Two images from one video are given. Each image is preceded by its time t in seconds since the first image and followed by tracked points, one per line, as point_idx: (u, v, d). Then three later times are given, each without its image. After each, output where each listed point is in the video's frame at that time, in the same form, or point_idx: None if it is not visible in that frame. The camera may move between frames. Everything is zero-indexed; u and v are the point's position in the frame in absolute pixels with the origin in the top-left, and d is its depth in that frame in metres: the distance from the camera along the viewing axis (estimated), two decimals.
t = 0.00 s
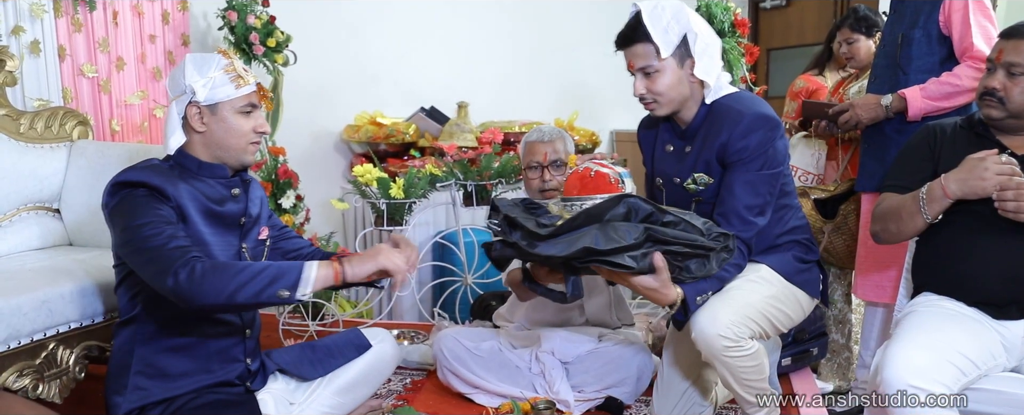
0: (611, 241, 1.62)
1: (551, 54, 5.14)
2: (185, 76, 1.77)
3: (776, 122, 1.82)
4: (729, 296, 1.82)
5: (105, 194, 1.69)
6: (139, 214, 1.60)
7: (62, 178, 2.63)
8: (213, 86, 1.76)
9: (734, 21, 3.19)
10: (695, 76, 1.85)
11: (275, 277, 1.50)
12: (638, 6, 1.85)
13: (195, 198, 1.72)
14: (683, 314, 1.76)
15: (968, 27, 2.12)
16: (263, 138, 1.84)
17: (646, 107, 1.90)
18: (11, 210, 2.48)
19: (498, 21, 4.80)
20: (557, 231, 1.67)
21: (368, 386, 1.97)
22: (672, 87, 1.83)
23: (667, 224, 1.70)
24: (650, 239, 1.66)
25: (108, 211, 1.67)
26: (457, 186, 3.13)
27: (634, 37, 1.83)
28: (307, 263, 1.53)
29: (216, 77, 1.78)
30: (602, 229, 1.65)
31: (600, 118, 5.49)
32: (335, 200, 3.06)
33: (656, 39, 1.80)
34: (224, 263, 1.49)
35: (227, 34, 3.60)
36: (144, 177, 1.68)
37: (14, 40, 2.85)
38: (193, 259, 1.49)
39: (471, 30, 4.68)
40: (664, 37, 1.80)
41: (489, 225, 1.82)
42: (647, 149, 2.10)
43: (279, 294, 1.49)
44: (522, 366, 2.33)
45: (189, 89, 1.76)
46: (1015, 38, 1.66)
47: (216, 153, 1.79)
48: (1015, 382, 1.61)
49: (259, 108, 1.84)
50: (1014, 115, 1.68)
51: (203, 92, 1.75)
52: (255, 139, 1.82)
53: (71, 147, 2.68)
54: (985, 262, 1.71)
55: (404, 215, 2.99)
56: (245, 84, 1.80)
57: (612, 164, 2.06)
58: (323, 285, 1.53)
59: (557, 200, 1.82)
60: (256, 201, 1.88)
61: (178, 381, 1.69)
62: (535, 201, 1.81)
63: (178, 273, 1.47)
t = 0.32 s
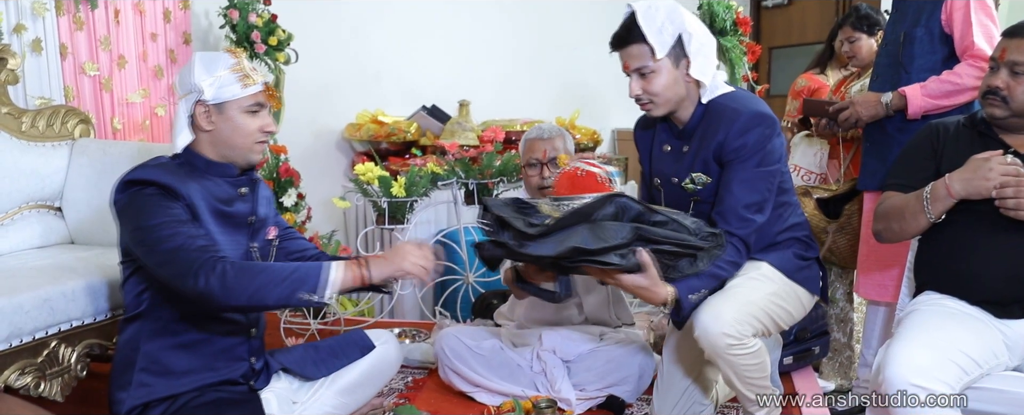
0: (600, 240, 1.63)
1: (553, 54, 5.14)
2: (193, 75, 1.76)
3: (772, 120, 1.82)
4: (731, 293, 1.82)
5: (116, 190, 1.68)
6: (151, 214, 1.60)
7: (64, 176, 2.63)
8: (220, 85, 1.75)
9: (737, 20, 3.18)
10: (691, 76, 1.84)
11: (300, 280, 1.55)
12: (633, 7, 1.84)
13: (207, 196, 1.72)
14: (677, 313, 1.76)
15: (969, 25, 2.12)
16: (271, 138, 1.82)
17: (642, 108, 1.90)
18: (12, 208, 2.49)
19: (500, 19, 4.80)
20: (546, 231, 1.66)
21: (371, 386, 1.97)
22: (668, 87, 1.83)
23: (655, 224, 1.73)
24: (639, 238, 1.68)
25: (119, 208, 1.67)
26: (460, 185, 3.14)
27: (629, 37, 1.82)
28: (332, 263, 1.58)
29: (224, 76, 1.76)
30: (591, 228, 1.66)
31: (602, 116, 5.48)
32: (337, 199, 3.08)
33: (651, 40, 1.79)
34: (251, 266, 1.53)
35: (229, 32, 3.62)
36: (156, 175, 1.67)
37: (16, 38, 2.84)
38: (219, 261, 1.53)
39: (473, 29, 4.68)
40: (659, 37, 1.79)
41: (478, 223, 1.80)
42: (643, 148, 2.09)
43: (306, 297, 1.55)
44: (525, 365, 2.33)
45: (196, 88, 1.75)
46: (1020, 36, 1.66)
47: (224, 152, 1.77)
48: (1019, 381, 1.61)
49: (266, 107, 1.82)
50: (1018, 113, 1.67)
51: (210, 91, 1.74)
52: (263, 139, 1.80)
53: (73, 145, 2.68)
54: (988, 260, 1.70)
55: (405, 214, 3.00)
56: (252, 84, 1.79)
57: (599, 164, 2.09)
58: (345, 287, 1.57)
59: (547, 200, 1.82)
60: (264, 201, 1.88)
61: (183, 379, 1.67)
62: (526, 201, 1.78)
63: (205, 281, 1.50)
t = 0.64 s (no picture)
0: (587, 238, 1.62)
1: (554, 51, 5.14)
2: (201, 73, 1.74)
3: (770, 118, 1.81)
4: (735, 290, 1.82)
5: (127, 187, 1.67)
6: (164, 214, 1.59)
7: (66, 173, 2.64)
8: (228, 83, 1.73)
9: (738, 18, 3.18)
10: (688, 75, 1.84)
11: (319, 284, 1.55)
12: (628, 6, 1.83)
13: (218, 194, 1.71)
14: (668, 309, 1.73)
15: (971, 23, 2.11)
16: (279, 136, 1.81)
17: (639, 107, 1.89)
18: (14, 205, 2.49)
19: (501, 17, 4.79)
20: (534, 228, 1.62)
21: (371, 384, 1.96)
22: (664, 87, 1.81)
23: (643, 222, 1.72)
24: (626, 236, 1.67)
25: (128, 203, 1.66)
26: (462, 182, 3.17)
27: (626, 36, 1.81)
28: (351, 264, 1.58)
29: (232, 74, 1.75)
30: (579, 226, 1.64)
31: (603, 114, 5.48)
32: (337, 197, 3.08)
33: (647, 40, 1.78)
34: (271, 269, 1.53)
35: (230, 30, 3.61)
36: (167, 173, 1.65)
37: (18, 36, 2.84)
38: (240, 262, 1.53)
39: (474, 27, 4.67)
40: (655, 36, 1.78)
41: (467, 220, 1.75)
42: (642, 149, 2.09)
43: (326, 301, 1.55)
44: (527, 363, 2.32)
45: (204, 86, 1.74)
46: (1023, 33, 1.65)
47: (232, 151, 1.76)
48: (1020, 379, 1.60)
49: (275, 106, 1.81)
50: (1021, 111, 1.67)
51: (219, 90, 1.73)
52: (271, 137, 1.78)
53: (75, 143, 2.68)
54: (990, 258, 1.70)
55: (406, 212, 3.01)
56: (260, 82, 1.77)
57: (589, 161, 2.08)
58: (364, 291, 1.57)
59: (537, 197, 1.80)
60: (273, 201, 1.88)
61: (187, 375, 1.66)
62: (515, 197, 1.75)
63: (229, 288, 1.51)
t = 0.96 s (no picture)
0: (573, 235, 1.60)
1: (556, 49, 5.13)
2: (214, 70, 1.73)
3: (768, 113, 1.81)
4: (738, 286, 1.82)
5: (142, 182, 1.66)
6: (180, 213, 1.58)
7: (67, 169, 2.64)
8: (240, 81, 1.71)
9: (740, 14, 3.17)
10: (686, 72, 1.82)
11: (336, 289, 1.58)
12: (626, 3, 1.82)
13: (232, 189, 1.69)
14: (660, 304, 1.72)
15: (974, 20, 2.10)
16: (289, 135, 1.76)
17: (637, 106, 1.88)
18: (16, 201, 2.49)
19: (502, 14, 4.78)
20: (521, 224, 1.63)
21: (373, 381, 1.96)
22: (663, 84, 1.80)
23: (631, 220, 1.71)
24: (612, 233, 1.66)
25: (141, 197, 1.65)
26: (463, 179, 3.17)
27: (623, 35, 1.80)
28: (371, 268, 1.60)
29: (244, 72, 1.73)
30: (566, 223, 1.63)
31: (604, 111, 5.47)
32: (337, 193, 3.05)
33: (645, 36, 1.77)
34: (291, 270, 1.57)
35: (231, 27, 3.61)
36: (184, 170, 1.63)
37: (19, 32, 2.83)
38: (259, 262, 1.57)
39: (475, 24, 4.67)
40: (653, 34, 1.78)
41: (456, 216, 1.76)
42: (639, 147, 2.08)
43: (342, 305, 1.58)
44: (527, 360, 2.32)
45: (216, 83, 1.72)
46: None
47: (243, 148, 1.72)
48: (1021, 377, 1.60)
49: (287, 105, 1.77)
50: None
51: (231, 87, 1.71)
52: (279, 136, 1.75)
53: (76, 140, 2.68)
54: (992, 255, 1.70)
55: (406, 209, 3.01)
56: (272, 79, 1.75)
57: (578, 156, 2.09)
58: (382, 291, 1.60)
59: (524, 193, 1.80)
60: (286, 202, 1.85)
61: (191, 371, 1.65)
62: (504, 193, 1.76)
63: (248, 289, 1.55)
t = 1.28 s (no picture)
0: (560, 232, 1.60)
1: (558, 46, 5.12)
2: (228, 68, 1.70)
3: (766, 110, 1.81)
4: (741, 284, 1.82)
5: (156, 177, 1.65)
6: (194, 209, 1.58)
7: (68, 166, 2.63)
8: (254, 79, 1.69)
9: (742, 12, 3.16)
10: (685, 70, 1.82)
11: (352, 290, 1.59)
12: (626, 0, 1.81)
13: (245, 184, 1.68)
14: (652, 302, 1.71)
15: (977, 18, 2.10)
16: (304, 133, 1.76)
17: (636, 104, 1.86)
18: (17, 198, 2.48)
19: (504, 11, 4.78)
20: (508, 220, 1.63)
21: (375, 380, 1.96)
22: (662, 82, 1.80)
23: (620, 217, 1.71)
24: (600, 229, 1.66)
25: (155, 193, 1.65)
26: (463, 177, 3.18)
27: (622, 33, 1.80)
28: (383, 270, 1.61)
29: (258, 70, 1.70)
30: (554, 221, 1.62)
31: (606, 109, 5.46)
32: (338, 191, 3.01)
33: (644, 34, 1.77)
34: (308, 269, 1.57)
35: (233, 24, 3.60)
36: (200, 166, 1.63)
37: (20, 29, 2.83)
38: (279, 261, 1.57)
39: (477, 21, 4.66)
40: (652, 32, 1.77)
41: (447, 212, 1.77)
42: (637, 144, 2.07)
43: (357, 306, 1.59)
44: (528, 358, 2.33)
45: (230, 81, 1.70)
46: None
47: (256, 146, 1.72)
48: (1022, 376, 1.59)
49: (300, 103, 1.76)
50: None
51: (244, 85, 1.69)
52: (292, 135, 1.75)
53: (78, 136, 2.68)
54: (993, 253, 1.69)
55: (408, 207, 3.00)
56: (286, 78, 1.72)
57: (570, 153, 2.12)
58: (398, 291, 1.61)
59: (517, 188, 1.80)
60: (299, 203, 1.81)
61: (198, 368, 1.64)
62: (494, 189, 1.76)
63: (266, 289, 1.55)
